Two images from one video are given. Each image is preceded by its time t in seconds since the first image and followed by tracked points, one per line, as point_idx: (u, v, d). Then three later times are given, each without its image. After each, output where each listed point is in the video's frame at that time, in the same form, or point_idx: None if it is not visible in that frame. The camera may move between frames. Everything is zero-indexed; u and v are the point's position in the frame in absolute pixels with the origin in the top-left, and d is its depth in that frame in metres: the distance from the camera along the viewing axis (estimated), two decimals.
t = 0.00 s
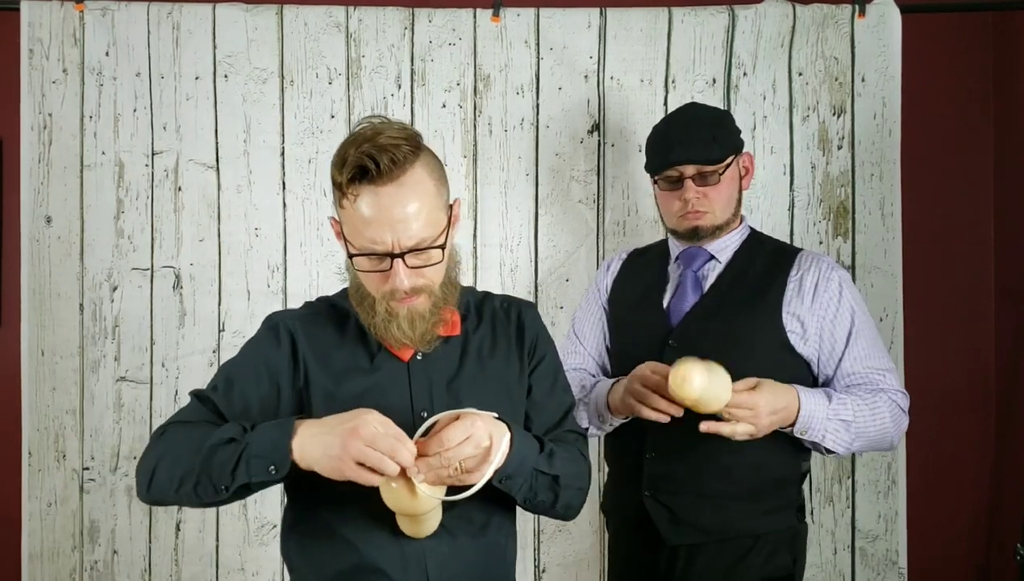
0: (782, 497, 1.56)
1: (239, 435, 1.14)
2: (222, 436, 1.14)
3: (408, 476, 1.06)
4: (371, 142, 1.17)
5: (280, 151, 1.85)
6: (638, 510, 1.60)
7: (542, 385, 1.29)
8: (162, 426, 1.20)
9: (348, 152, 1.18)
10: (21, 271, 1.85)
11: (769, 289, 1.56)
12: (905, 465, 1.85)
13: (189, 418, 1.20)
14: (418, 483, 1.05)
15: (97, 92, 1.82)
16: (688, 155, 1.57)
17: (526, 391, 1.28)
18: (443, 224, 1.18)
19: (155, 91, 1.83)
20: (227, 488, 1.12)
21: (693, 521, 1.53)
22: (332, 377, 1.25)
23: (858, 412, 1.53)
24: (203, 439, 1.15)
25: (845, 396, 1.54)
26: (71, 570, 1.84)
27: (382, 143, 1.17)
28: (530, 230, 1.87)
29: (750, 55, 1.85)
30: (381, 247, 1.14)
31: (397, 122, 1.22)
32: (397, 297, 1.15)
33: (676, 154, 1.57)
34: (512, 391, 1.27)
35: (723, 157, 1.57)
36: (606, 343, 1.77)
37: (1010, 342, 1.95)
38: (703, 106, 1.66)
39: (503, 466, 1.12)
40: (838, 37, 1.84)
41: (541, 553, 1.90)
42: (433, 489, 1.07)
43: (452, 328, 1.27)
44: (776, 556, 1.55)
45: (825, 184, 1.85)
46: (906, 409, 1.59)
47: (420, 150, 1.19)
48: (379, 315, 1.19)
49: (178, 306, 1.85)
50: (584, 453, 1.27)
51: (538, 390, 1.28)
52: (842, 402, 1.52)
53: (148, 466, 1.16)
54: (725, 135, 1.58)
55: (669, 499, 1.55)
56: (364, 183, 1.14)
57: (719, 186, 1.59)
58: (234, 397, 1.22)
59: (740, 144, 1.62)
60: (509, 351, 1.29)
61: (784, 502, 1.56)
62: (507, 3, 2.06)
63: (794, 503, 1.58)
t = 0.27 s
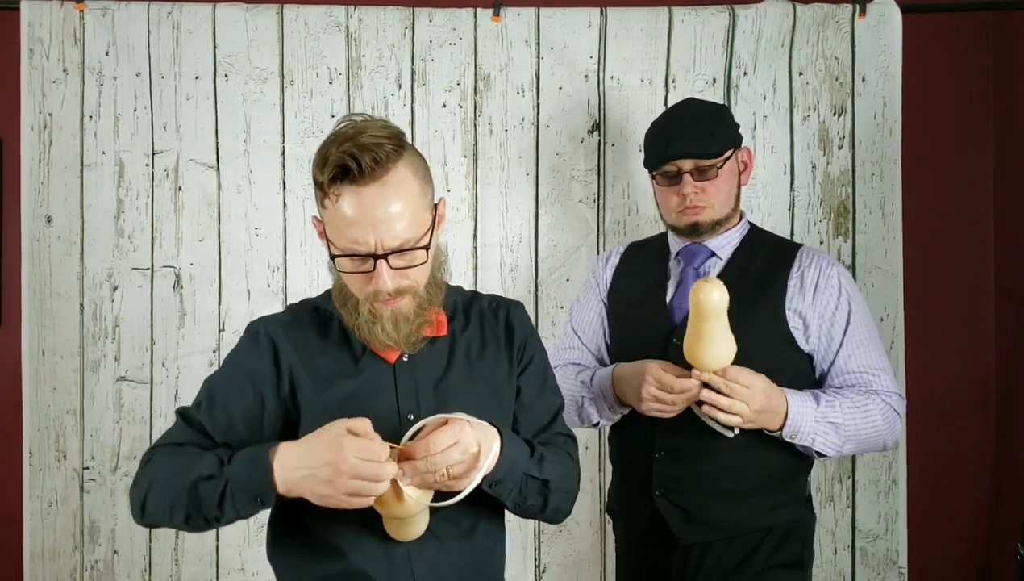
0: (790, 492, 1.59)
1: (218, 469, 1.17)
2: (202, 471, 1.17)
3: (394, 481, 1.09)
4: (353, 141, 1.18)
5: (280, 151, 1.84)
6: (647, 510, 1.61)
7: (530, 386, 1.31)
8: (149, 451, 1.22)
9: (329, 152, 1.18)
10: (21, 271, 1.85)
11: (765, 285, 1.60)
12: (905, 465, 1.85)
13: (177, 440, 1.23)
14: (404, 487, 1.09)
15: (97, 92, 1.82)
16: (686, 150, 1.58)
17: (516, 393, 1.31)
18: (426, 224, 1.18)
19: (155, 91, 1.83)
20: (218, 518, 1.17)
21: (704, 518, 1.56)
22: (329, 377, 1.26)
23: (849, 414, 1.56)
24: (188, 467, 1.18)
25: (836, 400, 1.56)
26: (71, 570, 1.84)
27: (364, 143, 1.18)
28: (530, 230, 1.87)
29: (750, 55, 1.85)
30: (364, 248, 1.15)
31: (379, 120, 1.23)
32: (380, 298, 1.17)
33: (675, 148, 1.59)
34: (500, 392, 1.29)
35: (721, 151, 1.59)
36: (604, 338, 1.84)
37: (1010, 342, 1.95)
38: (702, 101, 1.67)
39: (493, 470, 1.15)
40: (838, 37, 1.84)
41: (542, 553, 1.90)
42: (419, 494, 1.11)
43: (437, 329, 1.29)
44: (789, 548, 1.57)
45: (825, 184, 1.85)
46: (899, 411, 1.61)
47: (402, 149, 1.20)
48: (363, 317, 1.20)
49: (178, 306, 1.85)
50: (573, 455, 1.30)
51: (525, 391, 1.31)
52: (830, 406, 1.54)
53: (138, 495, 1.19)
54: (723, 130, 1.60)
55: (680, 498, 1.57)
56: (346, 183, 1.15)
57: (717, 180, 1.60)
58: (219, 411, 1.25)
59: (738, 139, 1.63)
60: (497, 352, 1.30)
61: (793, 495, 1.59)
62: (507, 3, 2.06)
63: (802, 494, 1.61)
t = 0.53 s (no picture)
0: (795, 497, 1.56)
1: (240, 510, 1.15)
2: (225, 515, 1.15)
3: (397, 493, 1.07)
4: (343, 143, 1.17)
5: (280, 151, 1.85)
6: (646, 512, 1.59)
7: (523, 390, 1.29)
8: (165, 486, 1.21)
9: (319, 153, 1.18)
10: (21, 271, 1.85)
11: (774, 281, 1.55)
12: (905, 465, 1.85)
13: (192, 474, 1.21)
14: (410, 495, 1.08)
15: (97, 92, 1.82)
16: (694, 143, 1.52)
17: (508, 397, 1.29)
18: (417, 226, 1.18)
19: (155, 91, 1.83)
20: (252, 549, 1.16)
21: (706, 523, 1.53)
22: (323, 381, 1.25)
23: (858, 420, 1.51)
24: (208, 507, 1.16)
25: (846, 404, 1.52)
26: (71, 570, 1.84)
27: (354, 144, 1.17)
28: (530, 230, 1.87)
29: (750, 55, 1.85)
30: (354, 251, 1.14)
31: (369, 121, 1.22)
32: (370, 301, 1.15)
33: (681, 142, 1.54)
34: (491, 395, 1.28)
35: (730, 145, 1.52)
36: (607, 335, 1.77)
37: (1010, 342, 1.95)
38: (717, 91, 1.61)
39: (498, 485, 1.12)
40: (839, 37, 1.83)
41: (542, 554, 1.90)
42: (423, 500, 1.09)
43: (429, 330, 1.28)
44: (791, 554, 1.55)
45: (825, 184, 1.85)
46: (914, 419, 1.56)
47: (393, 150, 1.19)
48: (353, 319, 1.19)
49: (178, 306, 1.85)
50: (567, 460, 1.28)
51: (518, 394, 1.29)
52: (839, 411, 1.50)
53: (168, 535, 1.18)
54: (733, 123, 1.54)
55: (679, 501, 1.55)
56: (335, 185, 1.14)
57: (726, 175, 1.54)
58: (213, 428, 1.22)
59: (753, 133, 1.57)
60: (490, 355, 1.29)
61: (796, 500, 1.56)
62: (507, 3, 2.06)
63: (806, 500, 1.58)
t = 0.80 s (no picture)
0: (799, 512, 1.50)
1: (224, 498, 1.13)
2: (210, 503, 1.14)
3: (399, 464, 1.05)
4: (341, 138, 1.15)
5: (280, 151, 1.85)
6: (643, 520, 1.54)
7: (521, 394, 1.29)
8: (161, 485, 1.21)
9: (316, 149, 1.16)
10: (21, 271, 1.84)
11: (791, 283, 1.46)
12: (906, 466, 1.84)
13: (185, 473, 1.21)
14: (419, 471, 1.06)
15: (97, 92, 1.82)
16: (708, 139, 1.45)
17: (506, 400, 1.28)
18: (413, 223, 1.16)
19: (155, 91, 1.83)
20: (239, 541, 1.13)
21: (704, 533, 1.48)
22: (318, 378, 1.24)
23: (862, 437, 1.42)
24: (196, 501, 1.15)
25: (850, 418, 1.43)
26: (71, 570, 1.84)
27: (352, 139, 1.15)
28: (530, 230, 1.87)
29: (750, 55, 1.85)
30: (351, 247, 1.13)
31: (367, 117, 1.20)
32: (367, 297, 1.14)
33: (694, 137, 1.46)
34: (487, 397, 1.27)
35: (745, 143, 1.44)
36: (613, 335, 1.73)
37: (1010, 342, 1.94)
38: (740, 86, 1.52)
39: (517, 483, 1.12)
40: (839, 37, 1.83)
41: (542, 554, 1.90)
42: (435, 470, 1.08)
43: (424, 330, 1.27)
44: (794, 569, 1.49)
45: (825, 184, 1.85)
46: (924, 445, 1.46)
47: (390, 147, 1.18)
48: (349, 315, 1.17)
49: (178, 306, 1.85)
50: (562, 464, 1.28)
51: (515, 397, 1.28)
52: (840, 423, 1.42)
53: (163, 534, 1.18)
54: (752, 119, 1.45)
55: (677, 511, 1.50)
56: (333, 180, 1.12)
57: (743, 174, 1.46)
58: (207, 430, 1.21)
59: (775, 129, 1.48)
60: (487, 356, 1.28)
61: (800, 514, 1.50)
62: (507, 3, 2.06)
63: (811, 514, 1.51)
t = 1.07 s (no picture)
0: (808, 519, 1.40)
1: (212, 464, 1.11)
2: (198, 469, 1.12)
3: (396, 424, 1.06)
4: (335, 113, 1.16)
5: (280, 151, 1.85)
6: (644, 525, 1.47)
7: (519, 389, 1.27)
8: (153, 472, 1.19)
9: (311, 126, 1.17)
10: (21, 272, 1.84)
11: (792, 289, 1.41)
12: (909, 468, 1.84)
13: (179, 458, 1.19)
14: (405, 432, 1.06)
15: (98, 92, 1.82)
16: (709, 138, 1.41)
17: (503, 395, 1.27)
18: (407, 200, 1.16)
19: (155, 91, 1.83)
20: (216, 511, 1.09)
21: (706, 542, 1.39)
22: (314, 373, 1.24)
23: (881, 434, 1.34)
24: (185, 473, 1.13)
25: (868, 414, 1.35)
26: (70, 570, 1.84)
27: (346, 115, 1.16)
28: (530, 229, 1.87)
29: (750, 55, 1.85)
30: (344, 220, 1.12)
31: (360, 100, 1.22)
32: (360, 275, 1.12)
33: (696, 135, 1.42)
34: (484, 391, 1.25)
35: (747, 140, 1.40)
36: (620, 336, 1.67)
37: (1010, 342, 1.94)
38: (745, 81, 1.48)
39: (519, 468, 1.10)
40: (839, 37, 1.83)
41: (542, 554, 1.90)
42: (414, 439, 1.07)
43: (418, 320, 1.27)
44: None
45: (825, 184, 1.85)
46: (943, 445, 1.38)
47: (384, 126, 1.19)
48: (342, 296, 1.16)
49: (178, 306, 1.85)
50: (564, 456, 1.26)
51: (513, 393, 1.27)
52: (859, 418, 1.34)
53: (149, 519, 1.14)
54: (753, 115, 1.41)
55: (679, 517, 1.42)
56: (327, 153, 1.13)
57: (745, 172, 1.42)
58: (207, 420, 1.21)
59: (778, 125, 1.43)
60: (483, 352, 1.28)
61: (810, 522, 1.40)
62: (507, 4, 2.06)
63: (821, 522, 1.42)
